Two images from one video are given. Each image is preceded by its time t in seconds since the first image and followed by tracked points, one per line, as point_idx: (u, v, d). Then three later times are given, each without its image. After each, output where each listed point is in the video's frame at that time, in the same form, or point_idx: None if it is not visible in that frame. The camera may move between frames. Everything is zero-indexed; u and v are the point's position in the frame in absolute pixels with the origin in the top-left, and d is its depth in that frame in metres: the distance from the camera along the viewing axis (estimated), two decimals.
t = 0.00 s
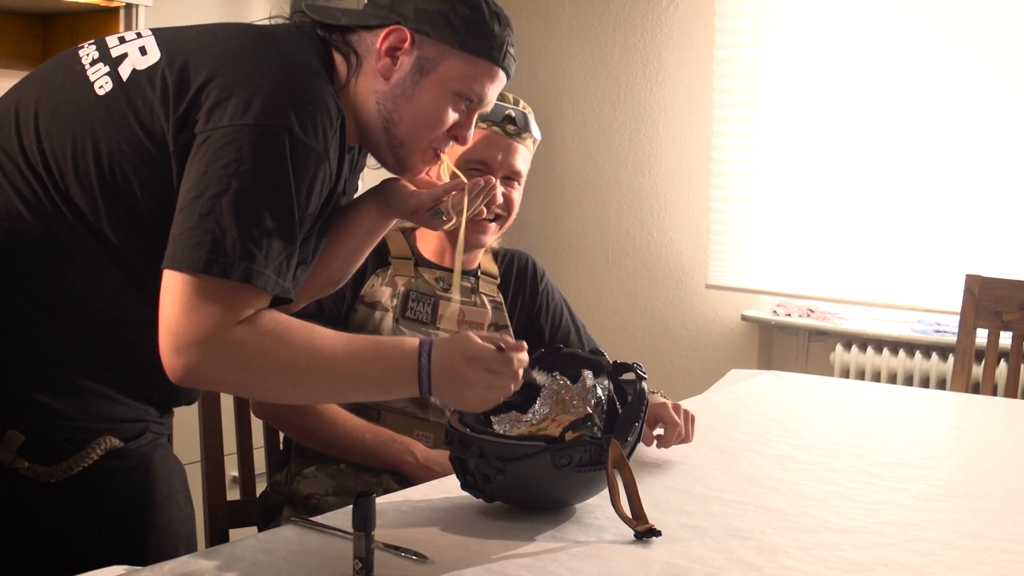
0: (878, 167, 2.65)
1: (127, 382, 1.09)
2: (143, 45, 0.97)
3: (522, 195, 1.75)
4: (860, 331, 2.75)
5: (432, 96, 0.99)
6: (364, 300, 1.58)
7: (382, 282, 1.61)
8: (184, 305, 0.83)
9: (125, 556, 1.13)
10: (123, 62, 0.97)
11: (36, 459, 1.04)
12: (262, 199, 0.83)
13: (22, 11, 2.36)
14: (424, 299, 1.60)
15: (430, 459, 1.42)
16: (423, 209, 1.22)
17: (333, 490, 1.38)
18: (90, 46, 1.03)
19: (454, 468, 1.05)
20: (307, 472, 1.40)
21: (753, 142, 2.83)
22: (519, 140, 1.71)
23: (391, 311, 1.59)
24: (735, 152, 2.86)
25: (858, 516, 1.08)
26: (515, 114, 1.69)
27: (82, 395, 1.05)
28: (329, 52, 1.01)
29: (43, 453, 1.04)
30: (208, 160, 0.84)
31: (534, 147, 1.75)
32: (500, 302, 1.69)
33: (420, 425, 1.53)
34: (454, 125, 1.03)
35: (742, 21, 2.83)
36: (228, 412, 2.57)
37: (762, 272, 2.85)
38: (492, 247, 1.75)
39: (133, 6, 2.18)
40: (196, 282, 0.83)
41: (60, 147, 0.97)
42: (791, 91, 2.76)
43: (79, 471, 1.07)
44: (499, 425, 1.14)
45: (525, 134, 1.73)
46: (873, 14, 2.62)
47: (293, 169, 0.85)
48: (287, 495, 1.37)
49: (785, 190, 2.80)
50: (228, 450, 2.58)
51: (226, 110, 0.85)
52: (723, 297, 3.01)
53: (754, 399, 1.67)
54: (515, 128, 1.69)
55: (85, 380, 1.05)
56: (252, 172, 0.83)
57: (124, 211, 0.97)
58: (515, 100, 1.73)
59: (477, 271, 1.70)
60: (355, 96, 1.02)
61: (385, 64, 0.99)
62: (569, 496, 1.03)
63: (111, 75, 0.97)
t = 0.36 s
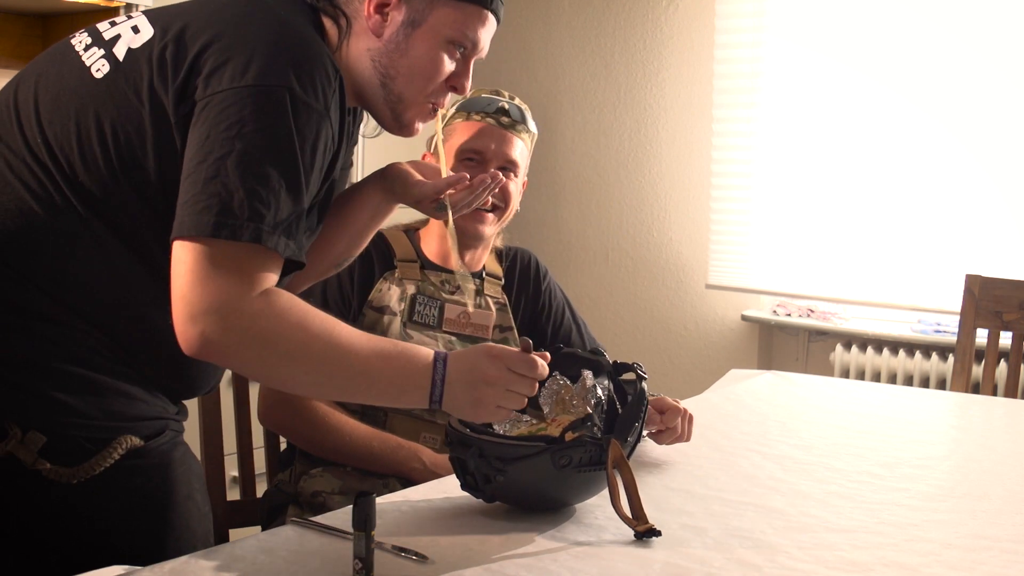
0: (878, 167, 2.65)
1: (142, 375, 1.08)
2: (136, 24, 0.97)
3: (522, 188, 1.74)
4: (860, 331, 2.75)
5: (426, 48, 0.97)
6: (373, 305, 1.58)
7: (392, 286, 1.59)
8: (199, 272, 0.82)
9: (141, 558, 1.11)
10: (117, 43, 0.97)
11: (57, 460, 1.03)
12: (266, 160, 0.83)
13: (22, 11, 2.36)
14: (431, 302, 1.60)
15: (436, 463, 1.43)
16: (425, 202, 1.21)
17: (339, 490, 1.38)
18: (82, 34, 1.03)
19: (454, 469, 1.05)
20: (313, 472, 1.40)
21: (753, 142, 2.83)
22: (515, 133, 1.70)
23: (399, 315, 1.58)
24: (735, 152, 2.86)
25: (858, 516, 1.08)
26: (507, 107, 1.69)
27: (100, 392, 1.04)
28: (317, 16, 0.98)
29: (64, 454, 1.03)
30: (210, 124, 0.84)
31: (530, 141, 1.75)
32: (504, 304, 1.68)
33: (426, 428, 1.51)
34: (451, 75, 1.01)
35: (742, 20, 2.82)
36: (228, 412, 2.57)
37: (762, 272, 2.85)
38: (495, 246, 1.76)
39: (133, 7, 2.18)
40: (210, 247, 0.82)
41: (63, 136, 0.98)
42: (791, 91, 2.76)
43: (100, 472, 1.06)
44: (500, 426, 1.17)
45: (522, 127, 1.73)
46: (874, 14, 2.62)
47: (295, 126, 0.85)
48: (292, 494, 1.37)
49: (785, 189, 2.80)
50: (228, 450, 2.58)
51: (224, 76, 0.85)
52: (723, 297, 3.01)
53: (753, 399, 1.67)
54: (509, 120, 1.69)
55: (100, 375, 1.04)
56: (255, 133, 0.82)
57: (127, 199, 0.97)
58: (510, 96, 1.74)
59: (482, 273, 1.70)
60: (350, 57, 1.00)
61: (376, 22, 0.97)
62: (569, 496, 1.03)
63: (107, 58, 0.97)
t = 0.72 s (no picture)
0: (878, 167, 2.65)
1: (125, 370, 1.07)
2: (125, 27, 0.98)
3: (521, 186, 1.74)
4: (860, 331, 2.75)
5: (406, 57, 0.95)
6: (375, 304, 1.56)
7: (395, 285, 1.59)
8: (195, 277, 0.83)
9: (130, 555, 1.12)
10: (105, 46, 0.98)
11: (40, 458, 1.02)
12: (257, 163, 0.83)
13: (22, 11, 2.36)
14: (433, 302, 1.59)
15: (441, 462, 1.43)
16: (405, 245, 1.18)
17: (341, 487, 1.36)
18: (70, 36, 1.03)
19: (454, 469, 1.05)
20: (315, 471, 1.39)
21: (753, 142, 2.83)
22: (512, 130, 1.70)
23: (401, 314, 1.57)
24: (735, 152, 2.86)
25: (858, 516, 1.08)
26: (505, 105, 1.69)
27: (83, 391, 1.03)
28: (302, 23, 0.98)
29: (44, 450, 1.02)
30: (199, 128, 0.84)
31: (528, 138, 1.74)
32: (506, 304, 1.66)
33: (427, 427, 1.50)
34: (432, 83, 1.00)
35: (742, 20, 2.82)
36: (228, 412, 2.57)
37: (762, 272, 2.85)
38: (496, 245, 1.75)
39: (133, 7, 2.18)
40: (206, 252, 0.82)
41: (49, 135, 0.98)
42: (791, 91, 2.76)
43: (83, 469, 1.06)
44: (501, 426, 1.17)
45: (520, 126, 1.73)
46: (874, 14, 2.62)
47: (284, 130, 0.85)
48: (295, 492, 1.37)
49: (785, 189, 2.80)
50: (228, 450, 2.58)
51: (212, 81, 0.85)
52: (722, 297, 3.01)
53: (753, 399, 1.67)
54: (507, 118, 1.69)
55: (74, 368, 1.02)
56: (245, 136, 0.83)
57: (114, 200, 0.97)
58: (506, 94, 1.74)
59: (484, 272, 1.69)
60: (332, 63, 0.99)
61: (359, 28, 0.96)
62: (569, 496, 1.03)
63: (95, 59, 0.97)
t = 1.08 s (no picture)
0: (878, 167, 2.65)
1: (109, 368, 1.08)
2: (116, 43, 0.98)
3: (524, 189, 1.73)
4: (860, 331, 2.75)
5: (389, 99, 0.97)
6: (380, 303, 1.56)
7: (399, 284, 1.58)
8: (197, 290, 0.83)
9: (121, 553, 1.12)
10: (97, 60, 0.98)
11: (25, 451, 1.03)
12: (254, 181, 0.83)
13: (22, 11, 2.36)
14: (435, 302, 1.58)
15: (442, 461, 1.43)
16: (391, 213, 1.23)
17: (343, 487, 1.35)
18: (63, 47, 1.04)
19: (455, 469, 1.05)
20: (316, 470, 1.38)
21: (753, 142, 2.83)
22: (514, 132, 1.70)
23: (405, 314, 1.57)
24: (735, 152, 2.86)
25: (858, 516, 1.08)
26: (506, 107, 1.69)
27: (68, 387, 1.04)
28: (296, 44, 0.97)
29: (26, 445, 1.03)
30: (195, 146, 0.84)
31: (530, 140, 1.74)
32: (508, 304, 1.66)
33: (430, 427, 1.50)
34: (408, 130, 1.00)
35: (742, 20, 2.83)
36: (228, 412, 2.58)
37: (762, 272, 2.85)
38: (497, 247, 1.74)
39: (133, 6, 2.18)
40: (205, 265, 0.83)
41: (37, 143, 0.98)
42: (791, 91, 2.76)
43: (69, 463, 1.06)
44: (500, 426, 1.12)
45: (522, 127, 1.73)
46: (873, 14, 2.62)
47: (279, 143, 0.85)
48: (296, 492, 1.36)
49: (785, 189, 2.80)
50: (228, 450, 2.58)
51: (206, 98, 0.85)
52: (722, 297, 3.01)
53: (753, 399, 1.67)
54: (507, 120, 1.69)
55: (61, 367, 1.03)
56: (240, 154, 0.82)
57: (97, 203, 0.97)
58: (508, 94, 1.73)
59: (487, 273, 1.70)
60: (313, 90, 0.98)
61: (347, 62, 0.96)
62: (569, 496, 1.03)
63: (86, 71, 0.98)
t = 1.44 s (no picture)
0: (877, 168, 2.65)
1: (83, 367, 1.06)
2: (59, 49, 1.01)
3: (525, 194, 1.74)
4: (860, 331, 2.75)
5: (340, 81, 0.96)
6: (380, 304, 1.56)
7: (398, 285, 1.58)
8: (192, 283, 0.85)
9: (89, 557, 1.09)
10: (41, 67, 1.00)
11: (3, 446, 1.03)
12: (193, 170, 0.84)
13: (22, 11, 2.36)
14: (435, 303, 1.58)
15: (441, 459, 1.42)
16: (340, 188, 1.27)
17: (343, 487, 1.35)
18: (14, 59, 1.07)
19: (454, 469, 1.03)
20: (315, 471, 1.38)
21: (753, 142, 2.83)
22: (516, 138, 1.69)
23: (405, 314, 1.57)
24: (735, 152, 2.86)
25: (858, 516, 1.08)
26: (509, 112, 1.67)
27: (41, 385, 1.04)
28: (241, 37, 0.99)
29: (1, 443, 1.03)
30: (133, 143, 0.85)
31: (533, 145, 1.73)
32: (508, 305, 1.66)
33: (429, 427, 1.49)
34: (361, 109, 0.99)
35: (742, 20, 2.83)
36: (227, 412, 2.58)
37: (762, 272, 2.85)
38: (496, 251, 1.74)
39: (133, 6, 2.18)
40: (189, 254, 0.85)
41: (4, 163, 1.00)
42: (791, 91, 2.76)
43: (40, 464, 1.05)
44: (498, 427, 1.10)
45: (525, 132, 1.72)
46: (874, 14, 2.62)
47: (213, 129, 0.86)
48: (296, 492, 1.36)
49: (785, 189, 2.80)
50: (228, 450, 2.58)
51: (139, 96, 0.87)
52: (722, 297, 3.00)
53: (753, 399, 1.67)
54: (511, 126, 1.68)
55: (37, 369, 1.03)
56: (176, 147, 0.84)
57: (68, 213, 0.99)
58: (513, 97, 1.71)
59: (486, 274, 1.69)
60: (265, 76, 0.99)
61: (296, 46, 0.96)
62: (568, 496, 1.04)
63: (31, 79, 1.00)
